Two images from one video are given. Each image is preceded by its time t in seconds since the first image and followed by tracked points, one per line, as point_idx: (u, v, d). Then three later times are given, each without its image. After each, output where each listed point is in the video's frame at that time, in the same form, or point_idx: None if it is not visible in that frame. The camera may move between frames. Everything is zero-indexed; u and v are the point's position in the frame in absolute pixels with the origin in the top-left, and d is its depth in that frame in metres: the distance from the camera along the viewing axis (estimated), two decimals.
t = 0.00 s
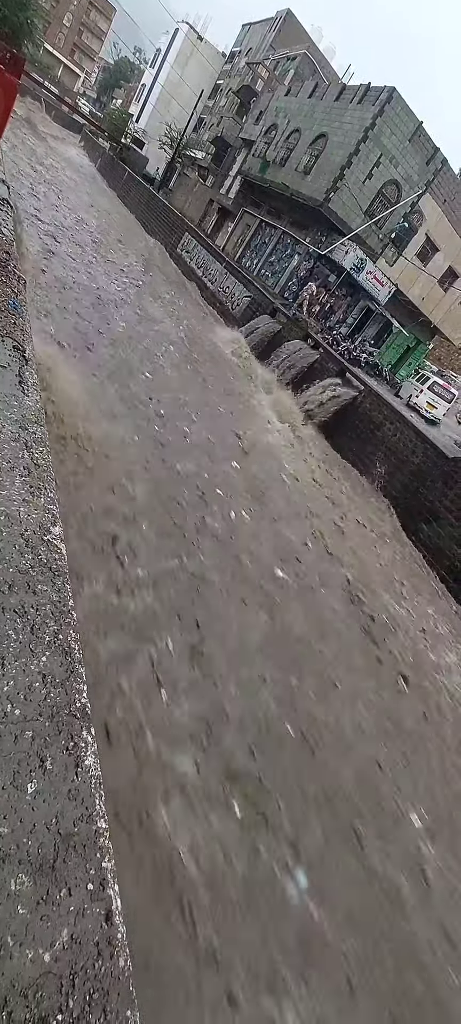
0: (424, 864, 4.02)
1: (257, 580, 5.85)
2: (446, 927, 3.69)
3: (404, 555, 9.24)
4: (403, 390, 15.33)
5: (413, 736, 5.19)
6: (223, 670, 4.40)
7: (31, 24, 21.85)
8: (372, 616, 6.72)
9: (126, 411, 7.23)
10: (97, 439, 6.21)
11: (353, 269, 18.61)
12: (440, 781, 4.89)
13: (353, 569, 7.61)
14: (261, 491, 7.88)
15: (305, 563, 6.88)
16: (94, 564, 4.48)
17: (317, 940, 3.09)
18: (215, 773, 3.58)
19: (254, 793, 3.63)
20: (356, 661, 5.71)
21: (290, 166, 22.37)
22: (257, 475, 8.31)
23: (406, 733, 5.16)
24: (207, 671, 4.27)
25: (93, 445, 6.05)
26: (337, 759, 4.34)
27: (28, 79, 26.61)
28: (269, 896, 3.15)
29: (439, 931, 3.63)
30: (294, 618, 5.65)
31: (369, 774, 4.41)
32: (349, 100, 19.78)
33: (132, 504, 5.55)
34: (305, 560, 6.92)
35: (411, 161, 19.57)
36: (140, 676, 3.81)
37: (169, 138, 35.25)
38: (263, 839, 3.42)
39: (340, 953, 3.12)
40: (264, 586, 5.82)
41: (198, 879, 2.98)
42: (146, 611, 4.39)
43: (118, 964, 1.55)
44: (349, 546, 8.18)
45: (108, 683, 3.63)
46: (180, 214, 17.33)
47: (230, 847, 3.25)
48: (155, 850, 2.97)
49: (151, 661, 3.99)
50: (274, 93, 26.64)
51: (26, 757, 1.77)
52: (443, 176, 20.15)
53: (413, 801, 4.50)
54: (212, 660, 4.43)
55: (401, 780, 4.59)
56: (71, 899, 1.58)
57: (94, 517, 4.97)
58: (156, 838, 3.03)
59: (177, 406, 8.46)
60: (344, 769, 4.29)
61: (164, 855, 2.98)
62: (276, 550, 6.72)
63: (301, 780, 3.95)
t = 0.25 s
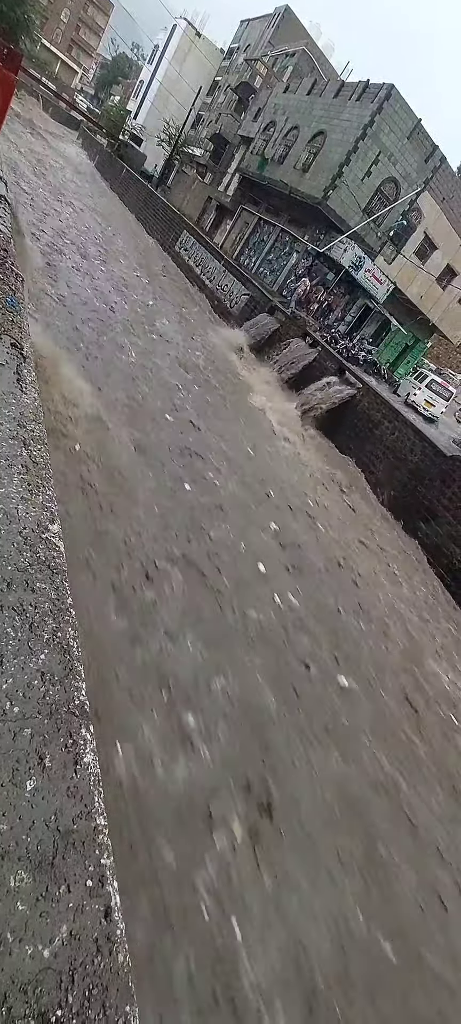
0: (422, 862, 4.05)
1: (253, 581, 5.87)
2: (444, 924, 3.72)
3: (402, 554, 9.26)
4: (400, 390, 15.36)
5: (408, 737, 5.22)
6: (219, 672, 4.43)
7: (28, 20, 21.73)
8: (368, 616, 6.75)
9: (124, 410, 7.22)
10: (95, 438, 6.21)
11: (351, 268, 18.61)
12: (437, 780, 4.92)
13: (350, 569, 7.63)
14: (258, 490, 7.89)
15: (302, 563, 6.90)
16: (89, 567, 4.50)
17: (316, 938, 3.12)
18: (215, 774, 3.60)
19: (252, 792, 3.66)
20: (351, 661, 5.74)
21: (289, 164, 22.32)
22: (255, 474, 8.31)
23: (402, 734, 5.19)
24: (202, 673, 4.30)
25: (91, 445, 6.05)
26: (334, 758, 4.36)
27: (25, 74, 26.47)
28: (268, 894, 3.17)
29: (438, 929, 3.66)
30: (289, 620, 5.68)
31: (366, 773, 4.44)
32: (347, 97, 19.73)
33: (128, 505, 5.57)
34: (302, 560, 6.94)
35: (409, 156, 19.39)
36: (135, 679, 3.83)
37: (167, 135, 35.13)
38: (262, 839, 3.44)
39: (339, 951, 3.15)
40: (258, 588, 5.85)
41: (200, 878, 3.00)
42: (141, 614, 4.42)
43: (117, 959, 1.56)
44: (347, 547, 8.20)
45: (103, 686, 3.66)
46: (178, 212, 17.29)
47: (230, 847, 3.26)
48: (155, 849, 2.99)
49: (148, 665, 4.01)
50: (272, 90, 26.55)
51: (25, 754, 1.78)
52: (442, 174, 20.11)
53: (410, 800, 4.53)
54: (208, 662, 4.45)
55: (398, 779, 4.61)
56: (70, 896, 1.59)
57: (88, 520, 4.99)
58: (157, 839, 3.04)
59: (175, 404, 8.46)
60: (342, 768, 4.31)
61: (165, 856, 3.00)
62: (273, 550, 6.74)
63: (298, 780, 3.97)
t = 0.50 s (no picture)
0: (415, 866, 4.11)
1: (250, 582, 5.90)
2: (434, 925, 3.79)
3: (399, 553, 9.30)
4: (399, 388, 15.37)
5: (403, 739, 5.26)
6: (214, 678, 4.47)
7: (26, 15, 21.63)
8: (364, 616, 6.79)
9: (123, 408, 7.22)
10: (93, 437, 6.21)
11: (350, 265, 18.57)
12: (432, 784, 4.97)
13: (348, 568, 7.66)
14: (256, 489, 7.91)
15: (299, 562, 6.93)
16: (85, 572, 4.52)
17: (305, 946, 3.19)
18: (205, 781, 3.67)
19: (244, 800, 3.73)
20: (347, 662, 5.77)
21: (287, 161, 22.27)
22: (253, 473, 8.32)
23: (397, 736, 5.23)
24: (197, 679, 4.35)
25: (88, 443, 6.05)
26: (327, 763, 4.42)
27: (23, 71, 26.35)
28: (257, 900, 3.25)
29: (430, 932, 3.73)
30: (286, 622, 5.70)
31: (358, 779, 4.49)
32: (346, 94, 19.69)
33: (126, 504, 5.57)
34: (299, 559, 6.97)
35: (409, 156, 19.45)
36: (128, 688, 3.89)
37: (165, 132, 35.03)
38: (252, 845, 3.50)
39: (327, 954, 3.22)
40: (255, 590, 5.87)
41: (188, 886, 3.07)
42: (136, 619, 4.45)
43: (117, 954, 1.57)
44: (345, 545, 8.23)
45: (96, 693, 3.70)
46: (176, 210, 17.27)
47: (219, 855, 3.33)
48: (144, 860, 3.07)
49: (141, 672, 4.06)
50: (271, 87, 26.48)
51: (24, 751, 1.79)
52: (441, 172, 20.08)
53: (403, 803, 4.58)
54: (203, 667, 4.49)
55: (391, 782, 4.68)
56: (70, 892, 1.59)
57: (84, 521, 5.00)
58: (146, 850, 3.10)
59: (174, 402, 8.46)
60: (333, 773, 4.38)
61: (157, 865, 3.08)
62: (271, 550, 6.76)
63: (289, 786, 4.03)
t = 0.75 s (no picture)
0: (397, 875, 4.21)
1: (247, 588, 5.94)
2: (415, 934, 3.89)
3: (398, 553, 9.32)
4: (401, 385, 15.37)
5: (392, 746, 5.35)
6: (206, 685, 4.54)
7: (25, 11, 21.57)
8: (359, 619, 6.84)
9: (122, 408, 7.22)
10: (92, 437, 6.21)
11: (350, 264, 18.55)
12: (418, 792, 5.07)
13: (344, 570, 7.70)
14: (255, 489, 7.93)
15: (296, 565, 6.96)
16: (82, 576, 4.56)
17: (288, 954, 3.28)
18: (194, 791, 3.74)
19: (233, 810, 3.81)
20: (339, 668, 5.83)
21: (287, 161, 22.24)
22: (252, 473, 8.33)
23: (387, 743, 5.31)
24: (189, 686, 4.41)
25: (88, 443, 6.05)
26: (315, 771, 4.51)
27: (23, 67, 26.26)
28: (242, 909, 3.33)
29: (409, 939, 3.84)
30: (280, 627, 5.76)
31: (346, 788, 4.58)
32: (346, 93, 19.68)
33: (124, 505, 5.59)
34: (296, 562, 7.01)
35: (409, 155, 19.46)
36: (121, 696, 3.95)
37: (165, 130, 34.97)
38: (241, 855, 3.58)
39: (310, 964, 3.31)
40: (250, 594, 5.92)
41: (177, 895, 3.14)
42: (131, 624, 4.50)
43: (117, 953, 1.58)
44: (343, 546, 8.26)
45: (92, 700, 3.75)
46: (176, 209, 17.26)
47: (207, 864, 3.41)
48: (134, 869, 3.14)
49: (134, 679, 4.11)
50: (271, 85, 26.43)
51: (25, 750, 1.79)
52: (441, 171, 20.06)
53: (388, 812, 4.68)
54: (196, 674, 4.56)
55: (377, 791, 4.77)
56: (70, 891, 1.59)
57: (82, 523, 5.03)
58: (139, 858, 3.15)
59: (173, 402, 8.46)
60: (320, 782, 4.46)
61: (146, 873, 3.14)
62: (268, 552, 6.78)
63: (277, 795, 4.11)
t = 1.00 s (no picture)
0: (396, 874, 4.23)
1: (247, 587, 5.93)
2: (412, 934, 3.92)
3: (398, 553, 9.31)
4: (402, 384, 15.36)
5: (392, 744, 5.36)
6: (206, 685, 4.55)
7: (27, 11, 21.57)
8: (359, 618, 6.84)
9: (123, 407, 7.22)
10: (93, 436, 6.21)
11: (351, 264, 18.50)
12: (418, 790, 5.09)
13: (345, 568, 7.70)
14: (255, 489, 7.92)
15: (297, 564, 6.95)
16: (81, 576, 4.57)
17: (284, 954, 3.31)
18: (193, 791, 3.76)
19: (231, 810, 3.82)
20: (340, 666, 5.84)
21: (288, 160, 22.24)
22: (252, 472, 8.33)
23: (386, 742, 5.32)
24: (189, 686, 4.43)
25: (88, 442, 6.05)
26: (314, 771, 4.52)
27: (23, 66, 26.25)
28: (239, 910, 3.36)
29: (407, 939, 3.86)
30: (281, 626, 5.76)
31: (345, 787, 4.59)
32: (347, 92, 19.68)
33: (124, 506, 5.59)
34: (297, 561, 7.00)
35: (411, 155, 19.46)
36: (120, 697, 3.97)
37: (166, 130, 34.97)
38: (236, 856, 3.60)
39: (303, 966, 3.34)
40: (251, 592, 5.93)
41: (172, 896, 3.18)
42: (130, 624, 4.51)
43: (117, 953, 1.57)
44: (344, 545, 8.25)
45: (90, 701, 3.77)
46: (177, 209, 17.28)
47: (205, 864, 3.43)
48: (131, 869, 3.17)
49: (134, 680, 4.13)
50: (272, 85, 26.43)
51: (25, 750, 1.79)
52: (442, 171, 20.06)
53: (388, 810, 4.69)
54: (196, 673, 4.57)
55: (377, 789, 4.78)
56: (70, 891, 1.59)
57: (82, 522, 5.03)
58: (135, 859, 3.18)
59: (173, 401, 8.46)
60: (320, 782, 4.48)
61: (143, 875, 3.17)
62: (268, 550, 6.79)
63: (276, 796, 4.13)
